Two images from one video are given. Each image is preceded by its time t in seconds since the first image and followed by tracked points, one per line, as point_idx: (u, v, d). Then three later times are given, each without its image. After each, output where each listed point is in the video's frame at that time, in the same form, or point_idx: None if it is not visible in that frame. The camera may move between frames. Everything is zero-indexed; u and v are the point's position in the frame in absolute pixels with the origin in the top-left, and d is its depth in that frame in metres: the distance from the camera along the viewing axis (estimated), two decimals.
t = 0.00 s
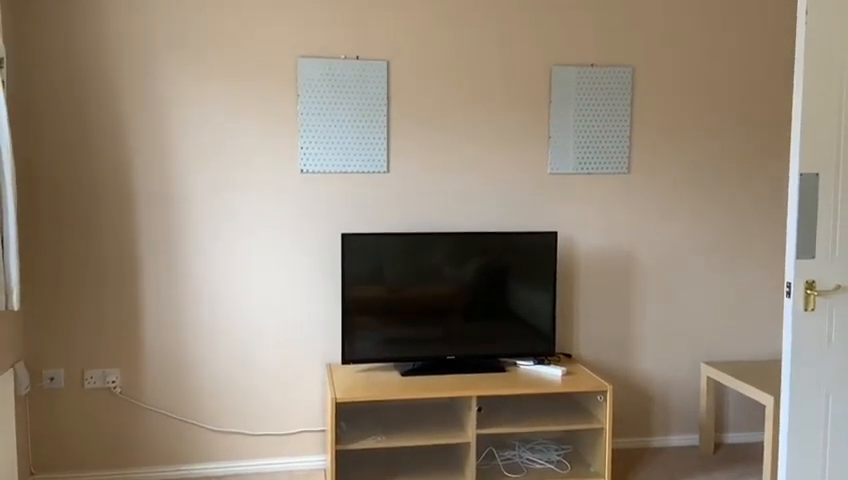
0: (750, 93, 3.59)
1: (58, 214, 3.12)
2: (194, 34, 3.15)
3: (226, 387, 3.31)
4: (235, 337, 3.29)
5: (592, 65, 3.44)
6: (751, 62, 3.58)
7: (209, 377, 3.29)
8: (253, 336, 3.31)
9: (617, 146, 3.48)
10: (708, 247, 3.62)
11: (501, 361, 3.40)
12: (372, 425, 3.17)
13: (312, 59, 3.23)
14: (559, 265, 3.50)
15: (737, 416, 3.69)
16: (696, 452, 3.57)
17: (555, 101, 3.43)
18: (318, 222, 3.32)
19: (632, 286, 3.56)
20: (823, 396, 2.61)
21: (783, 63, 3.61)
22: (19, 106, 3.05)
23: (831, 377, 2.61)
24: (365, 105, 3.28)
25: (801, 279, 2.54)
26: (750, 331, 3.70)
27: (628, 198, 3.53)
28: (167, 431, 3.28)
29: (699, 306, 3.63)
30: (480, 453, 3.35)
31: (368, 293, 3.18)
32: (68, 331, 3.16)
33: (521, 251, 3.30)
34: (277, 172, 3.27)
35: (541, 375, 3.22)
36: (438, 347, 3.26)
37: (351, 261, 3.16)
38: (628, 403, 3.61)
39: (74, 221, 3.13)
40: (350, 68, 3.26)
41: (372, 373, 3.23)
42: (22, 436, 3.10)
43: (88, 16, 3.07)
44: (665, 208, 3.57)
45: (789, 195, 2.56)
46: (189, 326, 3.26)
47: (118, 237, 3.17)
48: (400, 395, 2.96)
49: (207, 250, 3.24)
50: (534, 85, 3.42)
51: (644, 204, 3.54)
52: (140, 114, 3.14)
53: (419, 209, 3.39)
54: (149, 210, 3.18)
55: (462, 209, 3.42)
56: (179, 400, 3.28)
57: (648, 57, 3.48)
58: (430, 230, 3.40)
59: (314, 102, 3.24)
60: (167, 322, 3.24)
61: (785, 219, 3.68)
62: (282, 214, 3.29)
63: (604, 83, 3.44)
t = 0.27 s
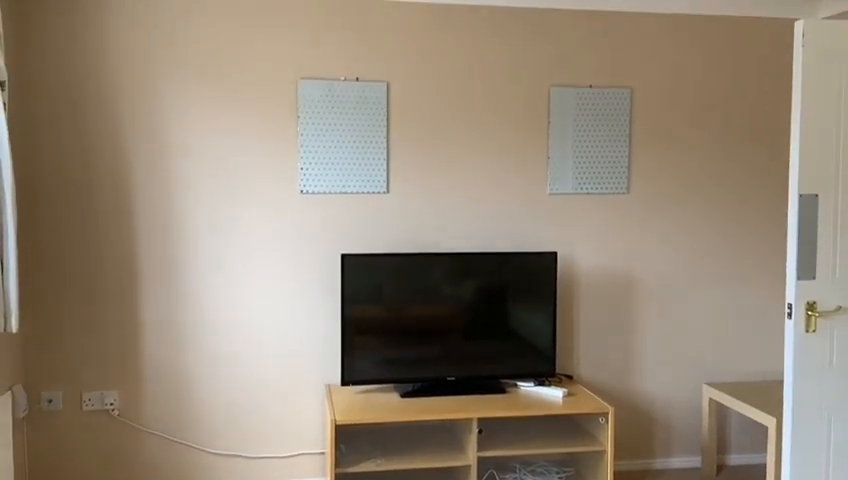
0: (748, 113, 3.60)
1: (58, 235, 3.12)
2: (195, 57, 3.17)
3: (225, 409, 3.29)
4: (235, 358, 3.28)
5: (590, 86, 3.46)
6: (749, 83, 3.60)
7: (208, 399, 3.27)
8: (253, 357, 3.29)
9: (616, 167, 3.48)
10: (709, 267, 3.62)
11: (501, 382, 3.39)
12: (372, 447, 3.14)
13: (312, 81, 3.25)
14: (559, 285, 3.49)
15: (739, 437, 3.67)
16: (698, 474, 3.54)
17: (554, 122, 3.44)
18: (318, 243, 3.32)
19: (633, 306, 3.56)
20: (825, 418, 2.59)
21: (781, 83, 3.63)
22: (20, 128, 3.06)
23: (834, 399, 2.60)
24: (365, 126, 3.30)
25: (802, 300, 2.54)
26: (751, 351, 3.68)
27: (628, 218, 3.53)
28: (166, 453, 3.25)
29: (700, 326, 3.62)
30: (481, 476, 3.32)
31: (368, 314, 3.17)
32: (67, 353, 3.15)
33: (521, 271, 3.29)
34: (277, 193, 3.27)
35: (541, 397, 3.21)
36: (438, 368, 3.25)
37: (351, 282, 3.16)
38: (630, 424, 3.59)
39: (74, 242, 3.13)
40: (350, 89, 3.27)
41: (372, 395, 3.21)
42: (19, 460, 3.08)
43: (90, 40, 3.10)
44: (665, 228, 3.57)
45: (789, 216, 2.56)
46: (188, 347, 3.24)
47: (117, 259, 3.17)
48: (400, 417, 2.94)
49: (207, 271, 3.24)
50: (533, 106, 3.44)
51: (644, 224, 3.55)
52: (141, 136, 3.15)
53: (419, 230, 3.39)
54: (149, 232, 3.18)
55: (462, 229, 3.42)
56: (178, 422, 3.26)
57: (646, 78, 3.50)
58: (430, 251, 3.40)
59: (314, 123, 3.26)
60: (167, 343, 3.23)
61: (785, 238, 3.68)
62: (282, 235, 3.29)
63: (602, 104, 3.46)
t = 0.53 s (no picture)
0: (746, 131, 3.62)
1: (56, 253, 3.11)
2: (195, 76, 3.19)
3: (223, 429, 3.27)
4: (233, 378, 3.26)
5: (589, 104, 3.47)
6: (747, 100, 3.61)
7: (206, 419, 3.25)
8: (251, 376, 3.28)
9: (615, 184, 3.49)
10: (709, 284, 3.61)
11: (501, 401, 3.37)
12: (371, 467, 3.12)
13: (311, 99, 3.26)
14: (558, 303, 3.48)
15: (741, 456, 3.64)
16: None
17: (552, 140, 3.45)
18: (317, 261, 3.31)
19: (633, 324, 3.54)
20: (827, 438, 2.58)
21: (779, 102, 3.65)
22: (20, 147, 3.07)
23: (836, 419, 2.58)
24: (364, 144, 3.31)
25: (802, 319, 2.53)
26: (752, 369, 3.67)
27: (627, 235, 3.53)
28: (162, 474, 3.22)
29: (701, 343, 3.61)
30: None
31: (367, 332, 3.16)
32: (64, 372, 3.14)
33: (521, 289, 3.29)
34: (277, 211, 3.27)
35: (541, 416, 3.19)
36: (438, 387, 3.23)
37: (350, 300, 3.15)
38: (630, 443, 3.56)
39: (73, 261, 3.13)
40: (349, 107, 3.29)
41: (371, 414, 3.19)
42: None
43: (91, 60, 3.11)
44: (665, 246, 3.56)
45: (788, 234, 2.56)
46: (187, 366, 3.23)
47: (116, 277, 3.16)
48: (399, 436, 2.92)
49: (206, 289, 3.23)
50: (532, 124, 3.45)
51: (643, 241, 3.54)
52: (140, 154, 3.16)
53: (418, 248, 3.39)
54: (148, 250, 3.18)
55: (461, 247, 3.42)
56: (175, 442, 3.24)
57: (644, 96, 3.51)
58: (429, 268, 3.39)
59: (313, 141, 3.27)
60: (164, 362, 3.21)
61: (784, 255, 3.68)
62: (281, 254, 3.28)
63: (601, 122, 3.47)
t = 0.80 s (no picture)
0: (743, 145, 3.63)
1: (52, 267, 3.10)
2: (193, 90, 3.20)
3: (219, 444, 3.24)
4: (229, 392, 3.24)
5: (585, 118, 3.48)
6: (743, 114, 3.63)
7: (202, 434, 3.23)
8: (248, 391, 3.26)
9: (612, 198, 3.49)
10: (706, 298, 3.60)
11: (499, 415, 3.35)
12: None
13: (309, 113, 3.27)
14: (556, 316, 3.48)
15: (740, 471, 3.62)
16: None
17: (550, 153, 3.46)
18: (314, 275, 3.31)
19: (631, 337, 3.53)
20: (826, 453, 2.57)
21: (775, 116, 3.66)
22: (17, 161, 3.07)
23: (835, 434, 2.57)
24: (361, 157, 3.31)
25: (800, 333, 2.53)
26: (751, 383, 3.65)
27: (624, 249, 3.53)
28: None
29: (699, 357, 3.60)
30: None
31: (364, 346, 3.15)
32: (59, 387, 3.12)
33: (518, 302, 3.28)
34: (274, 225, 3.27)
35: (539, 430, 3.17)
36: (435, 401, 3.21)
37: (347, 314, 3.14)
38: (629, 458, 3.54)
39: (69, 274, 3.12)
40: (347, 121, 3.29)
41: (368, 429, 3.17)
42: None
43: (89, 74, 3.12)
44: (662, 259, 3.56)
45: (786, 248, 2.56)
46: (183, 381, 3.21)
47: (112, 291, 3.15)
48: (396, 452, 2.90)
49: (203, 303, 3.22)
50: (529, 138, 3.45)
51: (641, 255, 3.54)
52: (137, 167, 3.16)
53: (415, 261, 3.38)
54: (145, 264, 3.17)
55: (459, 260, 3.42)
56: (170, 457, 3.21)
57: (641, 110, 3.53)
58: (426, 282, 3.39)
59: (311, 155, 3.27)
60: (161, 376, 3.19)
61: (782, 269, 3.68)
62: (278, 267, 3.28)
63: (598, 135, 3.48)
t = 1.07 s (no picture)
0: (737, 157, 3.64)
1: (45, 279, 3.08)
2: (188, 101, 3.19)
3: (212, 458, 3.22)
4: (223, 406, 3.22)
5: (580, 130, 3.49)
6: (737, 127, 3.64)
7: (195, 448, 3.21)
8: (242, 404, 3.24)
9: (607, 210, 3.50)
10: (701, 310, 3.61)
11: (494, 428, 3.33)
12: None
13: (304, 125, 3.27)
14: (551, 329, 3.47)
15: None
16: None
17: (544, 165, 3.46)
18: (309, 287, 3.30)
19: (626, 350, 3.53)
20: (822, 467, 2.56)
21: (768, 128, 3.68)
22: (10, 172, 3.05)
23: (831, 447, 2.56)
24: (356, 169, 3.31)
25: (795, 346, 2.53)
26: (746, 395, 3.65)
27: (619, 261, 3.53)
28: None
29: (694, 370, 3.59)
30: None
31: (358, 358, 3.13)
32: (50, 400, 3.09)
33: (514, 314, 3.27)
34: (268, 236, 3.26)
35: (535, 443, 3.16)
36: (430, 414, 3.20)
37: (341, 326, 3.12)
38: (624, 471, 3.53)
39: (62, 286, 3.10)
40: (341, 132, 3.29)
41: (362, 443, 3.15)
42: None
43: (83, 85, 3.11)
44: (657, 271, 3.56)
45: (780, 261, 2.56)
46: (176, 394, 3.19)
47: (105, 303, 3.13)
48: (391, 465, 2.88)
49: (197, 316, 3.20)
50: (524, 150, 3.46)
51: (636, 267, 3.54)
52: (131, 179, 3.15)
53: (410, 273, 3.38)
54: (138, 277, 3.16)
55: (454, 272, 3.41)
56: (162, 471, 3.18)
57: (635, 123, 3.54)
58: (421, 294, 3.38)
59: (306, 166, 3.27)
60: (154, 389, 3.17)
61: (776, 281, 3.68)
62: (273, 280, 3.27)
63: (593, 148, 3.49)
